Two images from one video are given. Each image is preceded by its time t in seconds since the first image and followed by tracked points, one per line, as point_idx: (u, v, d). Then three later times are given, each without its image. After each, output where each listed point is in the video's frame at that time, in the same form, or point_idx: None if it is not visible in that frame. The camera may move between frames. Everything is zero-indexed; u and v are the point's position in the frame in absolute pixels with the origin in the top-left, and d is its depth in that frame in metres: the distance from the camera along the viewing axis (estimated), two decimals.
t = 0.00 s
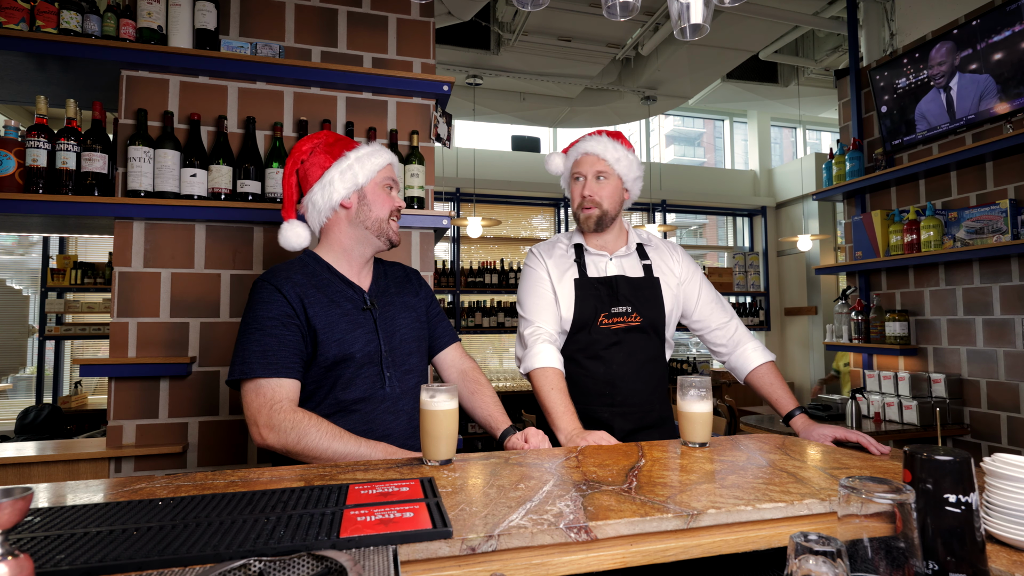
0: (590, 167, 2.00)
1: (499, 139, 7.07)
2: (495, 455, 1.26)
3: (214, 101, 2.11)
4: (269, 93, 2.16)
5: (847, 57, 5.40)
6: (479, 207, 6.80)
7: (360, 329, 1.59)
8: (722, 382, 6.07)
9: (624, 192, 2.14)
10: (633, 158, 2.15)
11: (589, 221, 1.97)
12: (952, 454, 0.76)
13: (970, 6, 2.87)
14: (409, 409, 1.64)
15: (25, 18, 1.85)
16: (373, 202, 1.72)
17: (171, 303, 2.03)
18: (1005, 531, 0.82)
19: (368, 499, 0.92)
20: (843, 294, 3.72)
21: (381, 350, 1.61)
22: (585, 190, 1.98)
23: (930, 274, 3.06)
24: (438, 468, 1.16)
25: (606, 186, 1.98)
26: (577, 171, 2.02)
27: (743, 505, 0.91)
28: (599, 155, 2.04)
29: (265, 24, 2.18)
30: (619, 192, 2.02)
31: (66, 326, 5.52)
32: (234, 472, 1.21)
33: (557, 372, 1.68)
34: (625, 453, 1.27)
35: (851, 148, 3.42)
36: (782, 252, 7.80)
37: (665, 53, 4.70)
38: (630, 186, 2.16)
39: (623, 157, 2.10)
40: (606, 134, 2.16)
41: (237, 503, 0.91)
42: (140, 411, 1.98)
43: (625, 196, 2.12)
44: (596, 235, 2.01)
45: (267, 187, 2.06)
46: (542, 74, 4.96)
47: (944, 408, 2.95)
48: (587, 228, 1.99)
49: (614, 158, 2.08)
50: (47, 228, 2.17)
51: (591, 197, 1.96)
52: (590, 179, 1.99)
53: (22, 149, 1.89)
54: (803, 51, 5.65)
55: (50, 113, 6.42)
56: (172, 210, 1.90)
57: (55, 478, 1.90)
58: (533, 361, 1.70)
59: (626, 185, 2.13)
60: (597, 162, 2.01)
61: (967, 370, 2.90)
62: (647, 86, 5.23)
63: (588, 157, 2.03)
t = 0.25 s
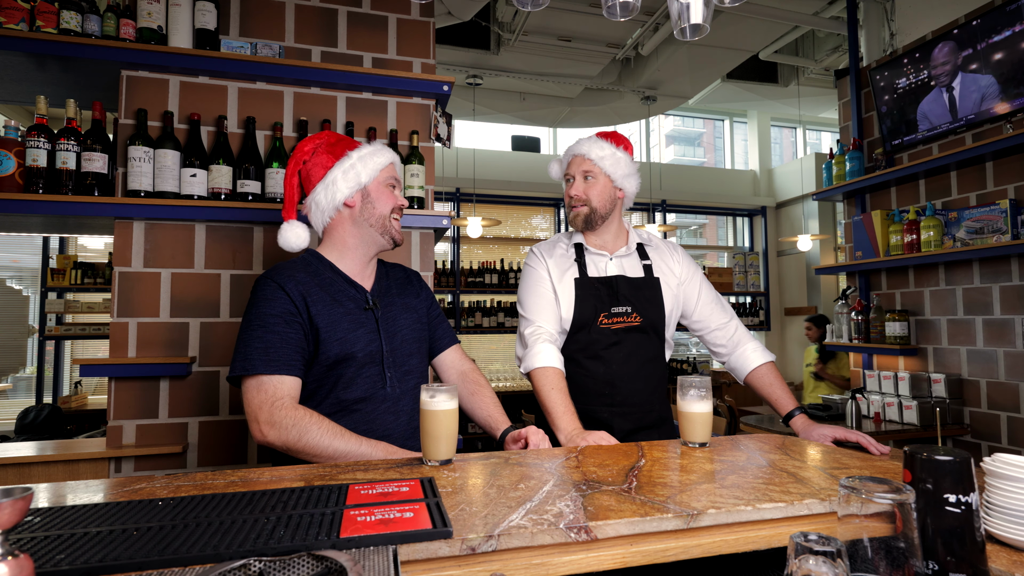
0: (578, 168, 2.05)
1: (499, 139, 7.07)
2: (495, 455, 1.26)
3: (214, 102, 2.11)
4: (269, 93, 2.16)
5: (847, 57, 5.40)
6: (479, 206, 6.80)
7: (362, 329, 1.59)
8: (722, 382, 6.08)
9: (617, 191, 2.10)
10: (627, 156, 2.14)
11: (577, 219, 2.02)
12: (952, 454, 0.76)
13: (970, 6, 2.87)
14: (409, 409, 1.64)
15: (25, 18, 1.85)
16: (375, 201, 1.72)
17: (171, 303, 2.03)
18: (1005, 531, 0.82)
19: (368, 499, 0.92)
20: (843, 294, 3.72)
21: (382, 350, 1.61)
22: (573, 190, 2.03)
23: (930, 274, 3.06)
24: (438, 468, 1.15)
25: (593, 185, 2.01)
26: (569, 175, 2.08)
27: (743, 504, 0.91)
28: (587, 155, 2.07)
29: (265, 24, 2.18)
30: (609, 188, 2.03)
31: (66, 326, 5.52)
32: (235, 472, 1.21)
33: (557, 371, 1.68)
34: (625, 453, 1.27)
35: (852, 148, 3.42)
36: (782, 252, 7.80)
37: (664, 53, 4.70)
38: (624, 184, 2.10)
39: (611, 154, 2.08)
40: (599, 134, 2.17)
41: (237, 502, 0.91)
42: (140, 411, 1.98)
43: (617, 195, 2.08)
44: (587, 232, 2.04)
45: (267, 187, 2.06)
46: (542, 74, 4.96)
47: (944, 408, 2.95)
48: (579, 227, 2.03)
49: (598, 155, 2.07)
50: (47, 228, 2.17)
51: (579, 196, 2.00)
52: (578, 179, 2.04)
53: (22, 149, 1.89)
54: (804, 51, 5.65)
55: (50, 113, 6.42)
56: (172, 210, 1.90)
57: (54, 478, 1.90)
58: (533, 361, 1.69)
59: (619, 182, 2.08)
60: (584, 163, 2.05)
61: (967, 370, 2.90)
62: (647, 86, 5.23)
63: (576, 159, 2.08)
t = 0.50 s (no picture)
0: (601, 176, 2.01)
1: (499, 139, 7.06)
2: (495, 455, 1.26)
3: (214, 102, 2.11)
4: (269, 93, 2.16)
5: (847, 57, 5.40)
6: (479, 206, 6.80)
7: (364, 329, 1.59)
8: (722, 382, 6.08)
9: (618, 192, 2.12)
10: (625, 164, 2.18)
11: (601, 229, 1.97)
12: (952, 454, 0.76)
13: (970, 6, 2.87)
14: (410, 410, 1.64)
15: (25, 18, 1.85)
16: (378, 200, 1.72)
17: (171, 303, 2.03)
18: (1005, 531, 0.82)
19: (369, 499, 0.92)
20: (843, 294, 3.72)
21: (383, 351, 1.61)
22: (596, 199, 1.99)
23: (930, 274, 3.06)
24: (438, 468, 1.15)
25: (615, 195, 2.00)
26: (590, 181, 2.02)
27: (743, 504, 0.91)
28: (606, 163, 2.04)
29: (265, 24, 2.18)
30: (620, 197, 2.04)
31: (66, 326, 5.52)
32: (235, 472, 1.21)
33: (553, 365, 1.68)
34: (625, 453, 1.27)
35: (852, 148, 3.41)
36: (782, 252, 7.80)
37: (664, 53, 4.70)
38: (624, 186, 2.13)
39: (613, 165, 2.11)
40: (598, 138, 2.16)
41: (237, 503, 0.91)
42: (140, 411, 1.98)
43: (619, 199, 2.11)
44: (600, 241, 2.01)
45: (267, 187, 2.06)
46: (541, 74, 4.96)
47: (944, 408, 2.95)
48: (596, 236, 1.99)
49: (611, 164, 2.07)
50: (47, 228, 2.17)
51: (605, 205, 1.97)
52: (601, 187, 2.00)
53: (22, 149, 1.89)
54: (804, 51, 5.65)
55: (50, 113, 6.42)
56: (172, 210, 1.90)
57: (54, 478, 1.90)
58: (529, 355, 1.70)
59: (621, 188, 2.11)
60: (606, 171, 2.02)
61: (967, 370, 2.90)
62: (647, 86, 5.23)
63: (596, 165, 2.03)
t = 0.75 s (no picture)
0: (601, 175, 2.03)
1: (499, 139, 7.06)
2: (495, 455, 1.26)
3: (214, 102, 2.11)
4: (269, 93, 2.16)
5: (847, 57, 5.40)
6: (479, 206, 6.81)
7: (362, 329, 1.59)
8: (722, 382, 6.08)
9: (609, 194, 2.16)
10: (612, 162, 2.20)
11: (601, 229, 1.98)
12: (952, 454, 0.76)
13: (970, 6, 2.87)
14: (409, 410, 1.64)
15: (25, 18, 1.85)
16: (376, 198, 1.72)
17: (171, 303, 2.03)
18: (1005, 531, 0.82)
19: (368, 499, 0.92)
20: (843, 294, 3.72)
21: (381, 351, 1.61)
22: (597, 198, 1.99)
23: (930, 274, 3.06)
24: (438, 468, 1.16)
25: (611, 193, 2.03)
26: (589, 178, 2.02)
27: (743, 505, 0.91)
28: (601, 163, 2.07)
29: (265, 25, 2.18)
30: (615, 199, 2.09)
31: (66, 326, 5.53)
32: (235, 472, 1.21)
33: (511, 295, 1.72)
34: (625, 452, 1.27)
35: (852, 148, 3.41)
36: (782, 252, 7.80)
37: (664, 53, 4.70)
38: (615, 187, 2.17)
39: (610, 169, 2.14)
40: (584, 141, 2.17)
41: (237, 503, 0.91)
42: (140, 411, 1.98)
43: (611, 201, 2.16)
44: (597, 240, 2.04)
45: (268, 187, 2.06)
46: (541, 74, 4.96)
47: (944, 408, 2.95)
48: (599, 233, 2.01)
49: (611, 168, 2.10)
50: (47, 228, 2.17)
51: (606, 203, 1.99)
52: (599, 186, 2.02)
53: (22, 149, 1.89)
54: (804, 51, 5.65)
55: (50, 113, 6.42)
56: (172, 210, 1.90)
57: (54, 478, 1.90)
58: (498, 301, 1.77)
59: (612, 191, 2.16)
60: (602, 170, 2.04)
61: (967, 370, 2.90)
62: (647, 86, 5.23)
63: (593, 165, 2.05)
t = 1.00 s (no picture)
0: (597, 175, 2.00)
1: (499, 139, 7.06)
2: (495, 455, 1.26)
3: (214, 102, 2.11)
4: (269, 93, 2.16)
5: (847, 57, 5.40)
6: (479, 206, 6.81)
7: (357, 327, 1.59)
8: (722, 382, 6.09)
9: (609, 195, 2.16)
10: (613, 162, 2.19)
11: (598, 228, 1.98)
12: (952, 454, 0.76)
13: (970, 6, 2.87)
14: (406, 408, 1.64)
15: (25, 18, 1.85)
16: (369, 200, 1.72)
17: (171, 303, 2.03)
18: (1005, 531, 0.82)
19: (369, 499, 0.92)
20: (843, 294, 3.72)
21: (378, 349, 1.61)
22: (594, 198, 1.98)
23: (930, 274, 3.06)
24: (438, 468, 1.16)
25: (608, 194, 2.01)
26: (586, 177, 2.00)
27: (743, 505, 0.91)
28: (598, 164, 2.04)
29: (265, 25, 2.18)
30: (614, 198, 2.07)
31: (66, 326, 5.53)
32: (235, 471, 1.21)
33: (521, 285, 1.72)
34: (625, 453, 1.27)
35: (851, 148, 3.41)
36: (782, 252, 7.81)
37: (664, 53, 4.70)
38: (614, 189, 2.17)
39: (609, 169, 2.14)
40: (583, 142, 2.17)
41: (237, 502, 0.91)
42: (140, 411, 1.98)
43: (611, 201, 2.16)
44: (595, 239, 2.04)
45: (267, 187, 2.06)
46: (541, 74, 4.96)
47: (944, 408, 2.95)
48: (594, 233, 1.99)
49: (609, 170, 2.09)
50: (47, 228, 2.17)
51: (601, 204, 1.97)
52: (597, 187, 2.00)
53: (22, 149, 1.89)
54: (804, 51, 5.65)
55: (50, 113, 6.43)
56: (172, 210, 1.90)
57: (55, 478, 1.90)
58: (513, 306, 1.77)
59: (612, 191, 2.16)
60: (601, 171, 2.02)
61: (967, 370, 2.90)
62: (647, 86, 5.23)
63: (590, 166, 2.03)
